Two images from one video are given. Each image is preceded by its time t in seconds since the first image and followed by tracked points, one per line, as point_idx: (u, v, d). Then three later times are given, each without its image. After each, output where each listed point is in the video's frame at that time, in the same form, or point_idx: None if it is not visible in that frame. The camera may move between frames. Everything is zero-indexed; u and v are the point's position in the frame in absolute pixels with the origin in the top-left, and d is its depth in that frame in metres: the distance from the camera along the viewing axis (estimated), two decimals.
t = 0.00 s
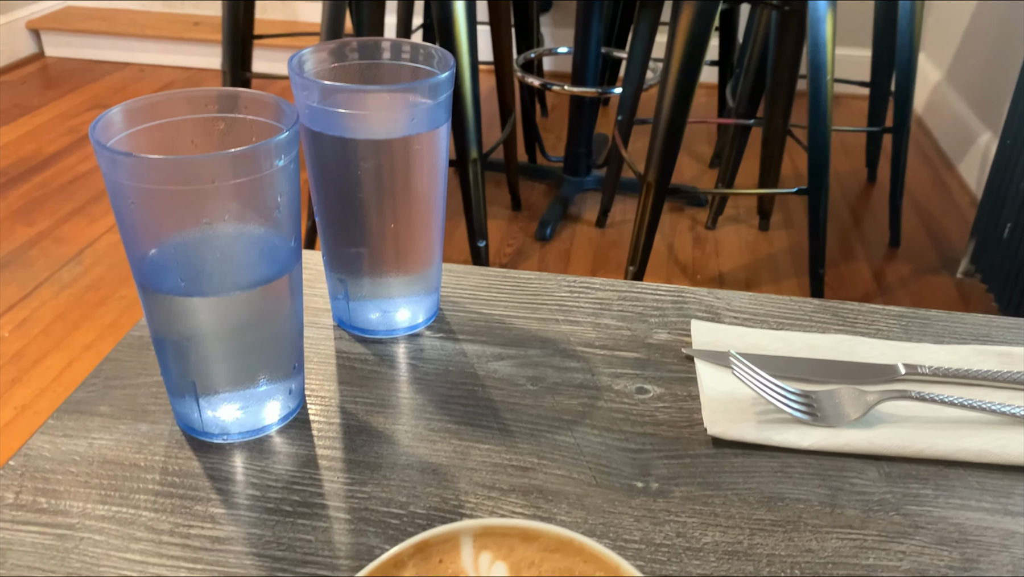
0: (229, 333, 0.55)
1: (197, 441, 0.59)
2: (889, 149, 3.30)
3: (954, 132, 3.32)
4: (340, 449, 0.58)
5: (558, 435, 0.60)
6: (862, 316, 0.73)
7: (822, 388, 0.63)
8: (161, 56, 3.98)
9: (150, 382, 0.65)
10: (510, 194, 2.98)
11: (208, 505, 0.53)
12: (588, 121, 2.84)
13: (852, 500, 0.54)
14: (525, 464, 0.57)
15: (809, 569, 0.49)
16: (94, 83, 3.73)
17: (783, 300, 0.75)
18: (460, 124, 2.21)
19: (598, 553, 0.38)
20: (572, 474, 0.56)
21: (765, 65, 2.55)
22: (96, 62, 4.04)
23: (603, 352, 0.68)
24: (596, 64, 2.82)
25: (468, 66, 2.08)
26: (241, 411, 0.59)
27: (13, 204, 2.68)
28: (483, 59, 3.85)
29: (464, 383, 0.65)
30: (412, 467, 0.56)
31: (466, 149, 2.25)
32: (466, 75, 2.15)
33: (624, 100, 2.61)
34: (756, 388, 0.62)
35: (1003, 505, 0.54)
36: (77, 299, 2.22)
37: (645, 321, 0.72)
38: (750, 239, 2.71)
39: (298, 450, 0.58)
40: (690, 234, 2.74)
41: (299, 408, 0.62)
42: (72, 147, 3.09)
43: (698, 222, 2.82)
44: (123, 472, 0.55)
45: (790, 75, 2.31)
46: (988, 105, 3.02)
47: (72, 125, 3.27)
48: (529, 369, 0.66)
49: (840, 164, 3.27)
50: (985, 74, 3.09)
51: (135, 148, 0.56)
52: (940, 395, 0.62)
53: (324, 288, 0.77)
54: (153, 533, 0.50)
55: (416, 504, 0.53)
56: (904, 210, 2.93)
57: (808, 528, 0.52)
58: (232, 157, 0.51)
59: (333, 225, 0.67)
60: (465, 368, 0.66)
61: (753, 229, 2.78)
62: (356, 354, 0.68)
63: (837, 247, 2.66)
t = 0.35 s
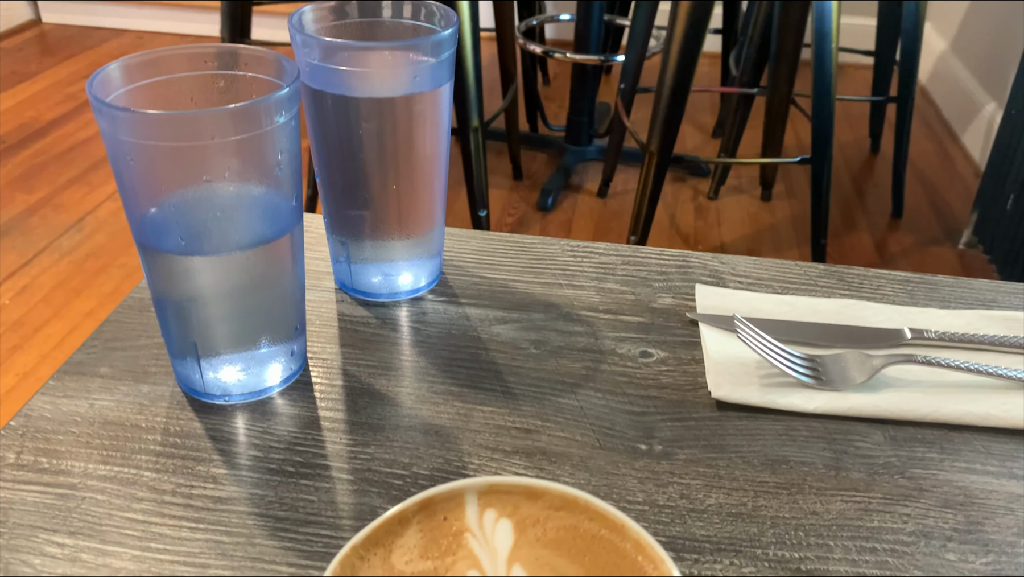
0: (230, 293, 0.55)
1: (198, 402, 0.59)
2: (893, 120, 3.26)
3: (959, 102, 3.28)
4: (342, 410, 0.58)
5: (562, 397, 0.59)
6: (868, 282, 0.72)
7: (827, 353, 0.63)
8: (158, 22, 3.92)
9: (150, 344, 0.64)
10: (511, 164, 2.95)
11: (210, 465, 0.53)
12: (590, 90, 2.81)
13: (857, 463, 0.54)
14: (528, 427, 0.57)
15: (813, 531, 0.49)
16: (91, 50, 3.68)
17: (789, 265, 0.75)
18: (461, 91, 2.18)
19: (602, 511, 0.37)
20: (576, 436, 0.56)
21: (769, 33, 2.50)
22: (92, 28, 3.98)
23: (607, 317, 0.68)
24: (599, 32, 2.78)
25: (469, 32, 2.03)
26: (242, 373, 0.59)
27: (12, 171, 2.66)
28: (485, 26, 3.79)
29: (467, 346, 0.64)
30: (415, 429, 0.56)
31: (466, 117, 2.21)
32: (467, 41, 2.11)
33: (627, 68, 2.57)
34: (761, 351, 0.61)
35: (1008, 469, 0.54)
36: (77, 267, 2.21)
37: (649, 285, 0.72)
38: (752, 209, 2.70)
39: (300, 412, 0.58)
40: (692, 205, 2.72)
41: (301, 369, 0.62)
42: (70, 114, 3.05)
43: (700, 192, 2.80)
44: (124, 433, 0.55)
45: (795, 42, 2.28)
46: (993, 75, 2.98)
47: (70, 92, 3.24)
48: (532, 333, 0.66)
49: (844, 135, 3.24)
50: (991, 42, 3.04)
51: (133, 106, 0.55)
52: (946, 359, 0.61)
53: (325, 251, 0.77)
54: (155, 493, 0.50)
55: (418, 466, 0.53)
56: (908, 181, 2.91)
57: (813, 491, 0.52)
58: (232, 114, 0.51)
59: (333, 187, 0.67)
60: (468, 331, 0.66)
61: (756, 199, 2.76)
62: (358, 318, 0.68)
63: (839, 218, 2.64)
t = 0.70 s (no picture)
0: (223, 252, 0.55)
1: (192, 364, 0.58)
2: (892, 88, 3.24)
3: (958, 71, 3.25)
4: (337, 372, 0.57)
5: (559, 359, 0.59)
6: (868, 245, 0.72)
7: (827, 315, 0.62)
8: None
9: (142, 306, 0.63)
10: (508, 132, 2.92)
11: (204, 427, 0.52)
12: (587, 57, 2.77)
13: (856, 424, 0.54)
14: (525, 388, 0.56)
15: (812, 492, 0.49)
16: (80, 16, 3.61)
17: (788, 228, 0.74)
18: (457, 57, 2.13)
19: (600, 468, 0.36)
20: (573, 397, 0.55)
21: None
22: None
23: (605, 280, 0.67)
24: None
25: None
26: (236, 334, 0.58)
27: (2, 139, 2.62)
28: None
29: (462, 309, 0.64)
30: (411, 391, 0.56)
31: (461, 84, 2.16)
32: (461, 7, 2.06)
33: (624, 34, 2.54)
34: (760, 313, 0.61)
35: (1008, 430, 0.53)
36: (70, 236, 2.19)
37: (647, 248, 0.71)
38: (749, 178, 2.68)
39: (295, 373, 0.57)
40: (689, 174, 2.70)
41: (296, 332, 0.61)
42: (61, 82, 3.00)
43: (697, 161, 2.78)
44: (116, 395, 0.54)
45: (795, 8, 2.24)
46: (993, 43, 2.95)
47: (61, 60, 3.18)
48: (529, 296, 0.65)
49: (842, 103, 3.21)
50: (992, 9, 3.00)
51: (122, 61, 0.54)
52: (946, 321, 0.61)
53: (319, 214, 0.76)
54: (148, 454, 0.50)
55: (415, 427, 0.53)
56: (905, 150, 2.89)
57: (811, 452, 0.51)
58: (223, 67, 0.50)
59: (327, 147, 0.65)
60: (464, 294, 0.65)
61: (753, 168, 2.74)
62: (353, 281, 0.67)
63: (836, 187, 2.63)
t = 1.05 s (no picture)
0: (207, 214, 0.54)
1: (176, 328, 0.57)
2: (887, 57, 3.21)
3: (953, 39, 3.22)
4: (325, 336, 0.56)
5: (549, 323, 0.58)
6: (862, 208, 0.72)
7: (819, 277, 0.62)
8: None
9: (126, 271, 0.62)
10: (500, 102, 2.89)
11: (189, 391, 0.51)
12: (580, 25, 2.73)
13: (848, 386, 0.53)
14: (515, 351, 0.56)
15: (803, 452, 0.48)
16: None
17: (781, 191, 0.73)
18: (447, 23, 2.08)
19: (589, 426, 0.36)
20: (563, 360, 0.55)
21: None
22: None
23: (596, 244, 0.66)
24: None
25: None
26: (222, 298, 0.57)
27: None
28: None
29: (452, 273, 0.63)
30: (400, 354, 0.55)
31: (453, 51, 2.11)
32: None
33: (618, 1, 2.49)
34: (753, 275, 0.60)
35: (1001, 391, 0.53)
36: (59, 207, 2.17)
37: (639, 212, 0.70)
38: (743, 148, 2.66)
39: (281, 337, 0.56)
40: (683, 143, 2.68)
41: (282, 296, 0.60)
42: (46, 53, 2.94)
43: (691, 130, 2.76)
44: (100, 359, 0.54)
45: None
46: (989, 10, 2.92)
47: (46, 29, 3.11)
48: (519, 260, 0.64)
49: (837, 72, 3.18)
50: None
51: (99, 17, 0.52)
52: (939, 282, 0.60)
53: (305, 178, 0.74)
54: (132, 419, 0.49)
55: (404, 390, 0.52)
56: (900, 119, 2.87)
57: (803, 413, 0.51)
58: (202, 22, 0.48)
59: (312, 108, 0.64)
60: (453, 258, 0.64)
61: (747, 137, 2.72)
62: (341, 245, 0.66)
63: (830, 157, 2.61)
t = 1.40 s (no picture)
0: (187, 174, 0.53)
1: (159, 294, 0.56)
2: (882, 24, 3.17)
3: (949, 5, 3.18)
4: (311, 300, 0.55)
5: (538, 286, 0.57)
6: (855, 167, 0.71)
7: (812, 237, 0.61)
8: None
9: (108, 236, 0.61)
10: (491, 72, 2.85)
11: (172, 356, 0.51)
12: None
13: (841, 344, 0.53)
14: (503, 314, 0.55)
15: (795, 411, 0.48)
16: None
17: (774, 152, 0.72)
18: None
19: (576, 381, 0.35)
20: (553, 322, 0.54)
21: None
22: None
23: (586, 206, 0.65)
24: None
25: None
26: (204, 262, 0.56)
27: None
28: None
29: (439, 236, 0.62)
30: (387, 318, 0.54)
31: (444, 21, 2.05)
32: None
33: None
34: (745, 235, 0.60)
35: (995, 348, 0.53)
36: (47, 184, 2.14)
37: (630, 174, 0.69)
38: (737, 117, 2.63)
39: (266, 302, 0.55)
40: (677, 113, 2.65)
41: (267, 261, 0.59)
42: (30, 26, 2.89)
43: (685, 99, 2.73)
44: (82, 325, 0.53)
45: None
46: None
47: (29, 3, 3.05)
48: (508, 223, 0.63)
49: (831, 40, 3.15)
50: None
51: None
52: (934, 241, 0.60)
53: (290, 142, 0.73)
54: (115, 384, 0.48)
55: (391, 354, 0.51)
56: (895, 87, 2.84)
57: (795, 371, 0.51)
58: None
59: (293, 69, 0.62)
60: (441, 222, 0.63)
61: (741, 106, 2.69)
62: (326, 209, 0.65)
63: (825, 125, 2.59)
